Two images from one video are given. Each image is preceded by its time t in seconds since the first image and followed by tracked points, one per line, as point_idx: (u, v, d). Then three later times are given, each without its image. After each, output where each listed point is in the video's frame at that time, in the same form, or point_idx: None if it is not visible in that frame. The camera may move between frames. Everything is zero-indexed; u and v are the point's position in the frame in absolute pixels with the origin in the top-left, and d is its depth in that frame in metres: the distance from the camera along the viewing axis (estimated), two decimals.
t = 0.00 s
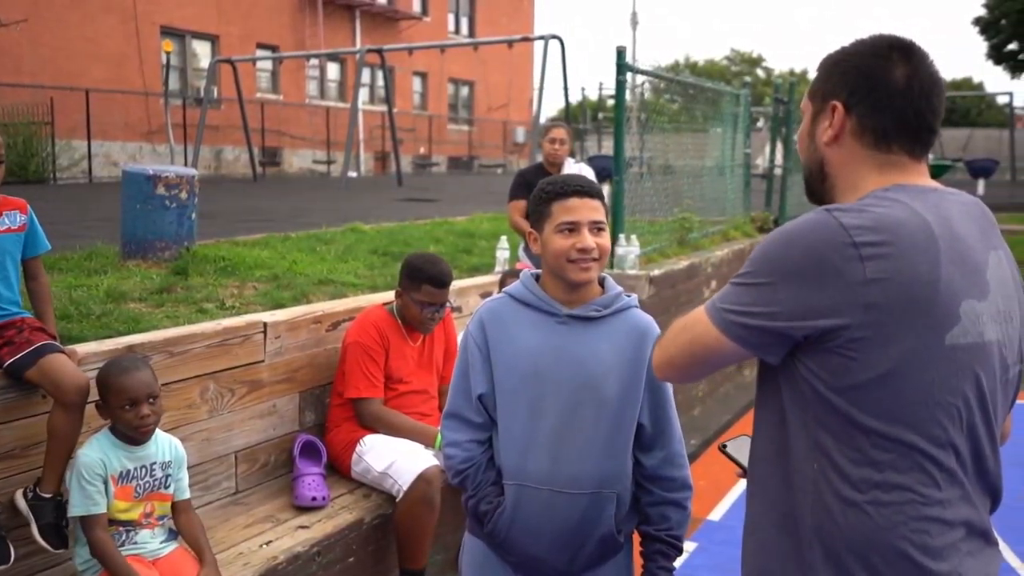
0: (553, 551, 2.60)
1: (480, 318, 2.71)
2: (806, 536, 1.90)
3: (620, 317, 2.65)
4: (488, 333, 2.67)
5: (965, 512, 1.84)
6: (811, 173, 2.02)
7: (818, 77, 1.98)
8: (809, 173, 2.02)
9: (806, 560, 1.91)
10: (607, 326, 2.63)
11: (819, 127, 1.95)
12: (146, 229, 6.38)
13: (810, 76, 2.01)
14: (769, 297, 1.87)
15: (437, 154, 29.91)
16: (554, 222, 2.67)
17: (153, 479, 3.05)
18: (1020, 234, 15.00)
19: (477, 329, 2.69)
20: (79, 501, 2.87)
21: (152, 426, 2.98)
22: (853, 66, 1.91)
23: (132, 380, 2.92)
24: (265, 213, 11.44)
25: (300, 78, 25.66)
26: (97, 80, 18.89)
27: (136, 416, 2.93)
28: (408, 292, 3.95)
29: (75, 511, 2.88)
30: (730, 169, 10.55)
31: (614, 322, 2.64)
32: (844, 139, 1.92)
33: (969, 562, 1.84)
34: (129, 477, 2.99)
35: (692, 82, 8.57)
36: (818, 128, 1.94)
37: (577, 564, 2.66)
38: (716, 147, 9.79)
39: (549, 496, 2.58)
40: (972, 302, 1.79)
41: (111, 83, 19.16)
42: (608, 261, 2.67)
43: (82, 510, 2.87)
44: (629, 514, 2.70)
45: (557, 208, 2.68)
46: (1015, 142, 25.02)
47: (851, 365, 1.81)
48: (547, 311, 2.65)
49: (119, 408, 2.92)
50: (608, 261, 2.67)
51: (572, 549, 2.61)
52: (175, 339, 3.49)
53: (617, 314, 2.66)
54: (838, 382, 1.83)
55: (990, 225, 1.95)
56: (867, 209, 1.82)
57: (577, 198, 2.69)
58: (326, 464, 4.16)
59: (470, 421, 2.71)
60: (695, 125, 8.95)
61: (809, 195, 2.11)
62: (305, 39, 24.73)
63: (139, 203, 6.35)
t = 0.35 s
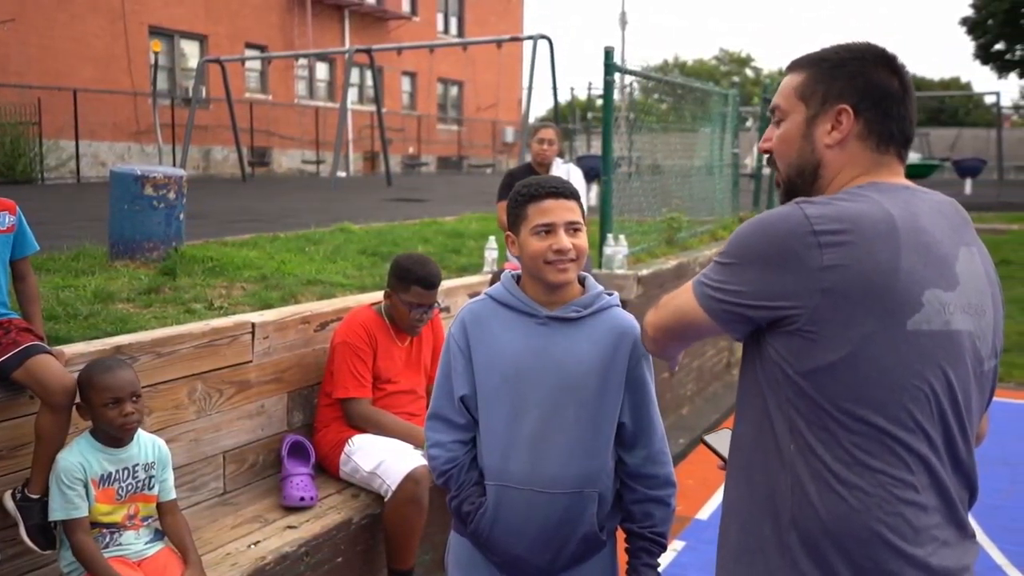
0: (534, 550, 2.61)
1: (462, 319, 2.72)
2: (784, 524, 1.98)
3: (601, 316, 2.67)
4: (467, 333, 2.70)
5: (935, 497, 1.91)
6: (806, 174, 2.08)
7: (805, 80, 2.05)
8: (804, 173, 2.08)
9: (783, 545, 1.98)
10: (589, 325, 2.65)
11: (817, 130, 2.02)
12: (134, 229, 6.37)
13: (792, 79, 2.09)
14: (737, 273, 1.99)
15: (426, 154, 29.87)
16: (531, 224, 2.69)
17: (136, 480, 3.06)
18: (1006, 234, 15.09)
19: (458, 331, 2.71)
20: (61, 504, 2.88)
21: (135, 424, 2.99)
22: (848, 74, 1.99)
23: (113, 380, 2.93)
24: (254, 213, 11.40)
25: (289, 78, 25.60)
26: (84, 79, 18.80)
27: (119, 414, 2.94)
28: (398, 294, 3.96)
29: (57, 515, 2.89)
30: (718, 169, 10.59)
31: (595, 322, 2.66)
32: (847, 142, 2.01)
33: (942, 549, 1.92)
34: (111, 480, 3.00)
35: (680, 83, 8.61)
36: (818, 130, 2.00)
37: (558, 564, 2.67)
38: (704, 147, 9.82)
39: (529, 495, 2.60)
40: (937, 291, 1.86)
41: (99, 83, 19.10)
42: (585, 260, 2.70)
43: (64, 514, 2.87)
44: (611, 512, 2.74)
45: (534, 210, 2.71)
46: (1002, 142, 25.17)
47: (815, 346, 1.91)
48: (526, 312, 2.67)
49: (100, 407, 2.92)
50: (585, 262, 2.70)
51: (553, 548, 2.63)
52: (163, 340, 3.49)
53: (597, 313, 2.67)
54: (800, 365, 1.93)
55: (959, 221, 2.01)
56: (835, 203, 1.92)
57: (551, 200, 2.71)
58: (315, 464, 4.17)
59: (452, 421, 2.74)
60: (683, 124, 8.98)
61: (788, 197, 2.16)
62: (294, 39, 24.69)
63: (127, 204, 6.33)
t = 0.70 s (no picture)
0: (512, 547, 2.66)
1: (446, 318, 2.80)
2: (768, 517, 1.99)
3: (584, 315, 2.70)
4: (452, 331, 2.77)
5: (914, 488, 1.95)
6: (789, 173, 2.09)
7: (787, 80, 2.05)
8: (787, 173, 2.09)
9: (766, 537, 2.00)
10: (570, 324, 2.68)
11: (801, 130, 2.03)
12: (121, 230, 6.35)
13: (772, 78, 2.10)
14: (718, 265, 2.00)
15: (415, 155, 29.83)
16: (513, 224, 2.73)
17: (125, 481, 3.05)
18: (991, 232, 15.19)
19: (443, 328, 2.79)
20: (47, 508, 2.86)
21: (121, 423, 2.98)
22: (833, 75, 2.01)
23: (97, 380, 2.93)
24: (243, 214, 11.37)
25: (277, 78, 25.54)
26: (71, 80, 18.71)
27: (104, 414, 2.93)
28: (385, 290, 3.96)
29: (43, 519, 2.88)
30: (707, 168, 10.62)
31: (578, 321, 2.69)
32: (830, 142, 2.02)
33: (920, 539, 1.95)
34: (100, 481, 2.99)
35: (669, 83, 8.64)
36: (801, 130, 2.02)
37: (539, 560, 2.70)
38: (692, 147, 9.85)
39: (507, 491, 2.65)
40: (918, 284, 1.89)
41: (85, 83, 19.01)
42: (567, 260, 2.74)
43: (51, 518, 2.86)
44: (592, 511, 2.77)
45: (517, 209, 2.75)
46: (988, 141, 25.33)
47: (799, 340, 1.93)
48: (509, 311, 2.72)
49: (86, 408, 2.91)
50: (567, 261, 2.73)
51: (532, 545, 2.67)
52: (151, 340, 3.49)
53: (581, 313, 2.70)
54: (787, 357, 1.94)
55: (941, 218, 2.04)
56: (819, 199, 1.94)
57: (534, 199, 2.75)
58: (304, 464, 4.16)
59: (438, 419, 2.82)
60: (672, 124, 9.00)
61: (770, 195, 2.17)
62: (282, 40, 24.64)
63: (115, 205, 6.31)
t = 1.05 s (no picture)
0: (493, 547, 2.69)
1: (430, 316, 2.84)
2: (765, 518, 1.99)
3: (567, 314, 2.73)
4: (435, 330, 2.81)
5: (905, 484, 1.99)
6: (788, 173, 2.08)
7: (783, 79, 2.05)
8: (786, 173, 2.08)
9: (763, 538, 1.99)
10: (553, 323, 2.71)
11: (800, 130, 2.04)
12: (110, 230, 6.33)
13: (763, 76, 2.09)
14: (723, 268, 1.98)
15: (407, 154, 29.80)
16: (499, 222, 2.78)
17: (113, 482, 3.03)
18: (980, 231, 15.27)
19: (427, 326, 2.84)
20: (33, 512, 2.85)
21: (107, 421, 2.97)
22: (829, 76, 2.02)
23: (81, 377, 2.91)
24: (233, 214, 11.33)
25: (267, 77, 25.50)
26: (59, 79, 18.62)
27: (89, 411, 2.91)
28: (373, 289, 3.96)
29: (30, 522, 2.86)
30: (697, 167, 10.64)
31: (561, 319, 2.72)
32: (829, 142, 2.03)
33: (908, 534, 1.99)
34: (89, 483, 2.97)
35: (659, 82, 8.64)
36: (804, 130, 2.01)
37: (521, 558, 2.72)
38: (683, 145, 9.87)
39: (489, 490, 2.68)
40: (917, 286, 1.92)
41: (75, 83, 18.95)
42: (552, 260, 2.79)
43: (38, 522, 2.85)
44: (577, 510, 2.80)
45: (503, 207, 2.79)
46: (977, 140, 25.45)
47: (803, 342, 1.93)
48: (493, 309, 2.76)
49: (71, 406, 2.90)
50: (553, 260, 2.78)
51: (512, 543, 2.69)
52: (139, 340, 3.47)
53: (563, 311, 2.73)
54: (792, 357, 1.94)
55: (931, 219, 2.06)
56: (823, 200, 1.94)
57: (520, 198, 2.79)
58: (294, 465, 4.16)
59: (424, 417, 2.85)
60: (663, 123, 9.02)
61: (765, 196, 2.15)
62: (272, 39, 24.60)
63: (103, 205, 6.28)
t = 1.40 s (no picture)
0: (482, 547, 2.71)
1: (420, 315, 2.86)
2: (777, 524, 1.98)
3: (560, 314, 2.79)
4: (426, 329, 2.83)
5: (910, 485, 2.03)
6: (791, 171, 2.08)
7: (788, 75, 2.04)
8: (790, 170, 2.08)
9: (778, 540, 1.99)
10: (545, 323, 2.77)
11: (804, 128, 2.04)
12: (102, 230, 6.31)
13: (764, 71, 2.07)
14: (779, 303, 1.88)
15: (400, 154, 29.76)
16: (495, 223, 2.83)
17: (98, 485, 3.03)
18: (972, 230, 15.33)
19: (417, 324, 2.85)
20: (16, 516, 2.84)
21: (93, 423, 2.96)
22: (835, 75, 2.03)
23: (67, 380, 2.91)
24: (225, 213, 11.31)
25: (260, 77, 25.45)
26: (51, 79, 18.55)
27: (75, 413, 2.91)
28: (366, 287, 3.97)
29: (14, 526, 2.85)
30: (689, 167, 10.65)
31: (553, 320, 2.78)
32: (833, 141, 2.06)
33: (910, 535, 2.03)
34: (71, 486, 2.96)
35: (652, 82, 8.65)
36: (809, 128, 2.02)
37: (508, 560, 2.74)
38: (676, 145, 9.87)
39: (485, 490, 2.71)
40: (928, 288, 1.99)
41: (67, 83, 18.90)
42: (545, 260, 2.85)
43: (21, 526, 2.84)
44: (568, 511, 2.83)
45: (498, 208, 2.85)
46: (969, 139, 25.54)
47: (846, 347, 1.91)
48: (484, 310, 2.80)
49: (58, 408, 2.89)
50: (546, 260, 2.84)
51: (500, 544, 2.71)
52: (131, 340, 3.46)
53: (555, 311, 2.79)
54: (823, 369, 1.93)
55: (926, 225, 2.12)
56: (849, 206, 1.95)
57: (515, 199, 2.86)
58: (287, 465, 4.16)
59: (415, 416, 2.86)
60: (656, 123, 9.02)
61: (763, 198, 2.12)
62: (265, 39, 24.54)
63: (94, 205, 6.26)
